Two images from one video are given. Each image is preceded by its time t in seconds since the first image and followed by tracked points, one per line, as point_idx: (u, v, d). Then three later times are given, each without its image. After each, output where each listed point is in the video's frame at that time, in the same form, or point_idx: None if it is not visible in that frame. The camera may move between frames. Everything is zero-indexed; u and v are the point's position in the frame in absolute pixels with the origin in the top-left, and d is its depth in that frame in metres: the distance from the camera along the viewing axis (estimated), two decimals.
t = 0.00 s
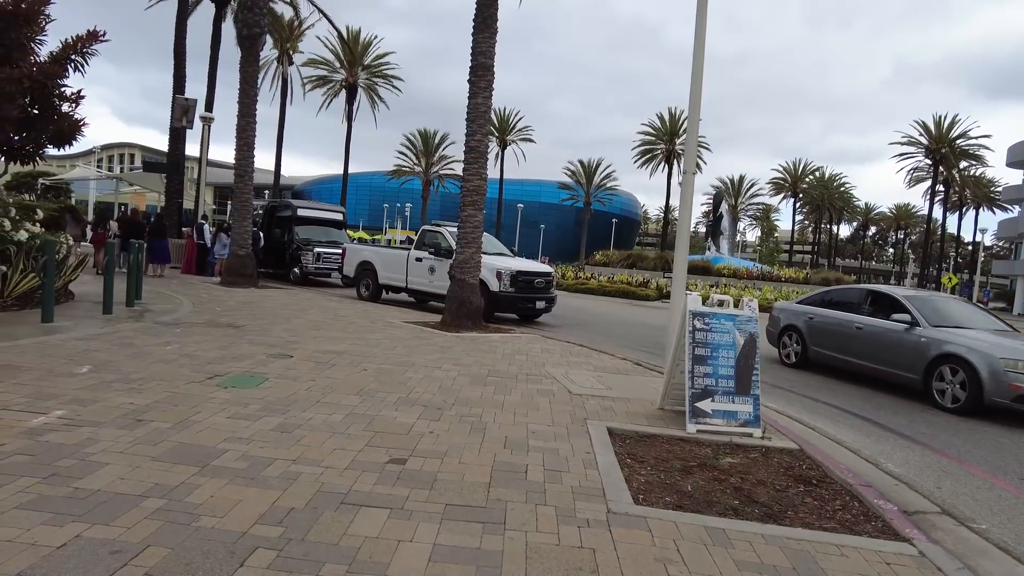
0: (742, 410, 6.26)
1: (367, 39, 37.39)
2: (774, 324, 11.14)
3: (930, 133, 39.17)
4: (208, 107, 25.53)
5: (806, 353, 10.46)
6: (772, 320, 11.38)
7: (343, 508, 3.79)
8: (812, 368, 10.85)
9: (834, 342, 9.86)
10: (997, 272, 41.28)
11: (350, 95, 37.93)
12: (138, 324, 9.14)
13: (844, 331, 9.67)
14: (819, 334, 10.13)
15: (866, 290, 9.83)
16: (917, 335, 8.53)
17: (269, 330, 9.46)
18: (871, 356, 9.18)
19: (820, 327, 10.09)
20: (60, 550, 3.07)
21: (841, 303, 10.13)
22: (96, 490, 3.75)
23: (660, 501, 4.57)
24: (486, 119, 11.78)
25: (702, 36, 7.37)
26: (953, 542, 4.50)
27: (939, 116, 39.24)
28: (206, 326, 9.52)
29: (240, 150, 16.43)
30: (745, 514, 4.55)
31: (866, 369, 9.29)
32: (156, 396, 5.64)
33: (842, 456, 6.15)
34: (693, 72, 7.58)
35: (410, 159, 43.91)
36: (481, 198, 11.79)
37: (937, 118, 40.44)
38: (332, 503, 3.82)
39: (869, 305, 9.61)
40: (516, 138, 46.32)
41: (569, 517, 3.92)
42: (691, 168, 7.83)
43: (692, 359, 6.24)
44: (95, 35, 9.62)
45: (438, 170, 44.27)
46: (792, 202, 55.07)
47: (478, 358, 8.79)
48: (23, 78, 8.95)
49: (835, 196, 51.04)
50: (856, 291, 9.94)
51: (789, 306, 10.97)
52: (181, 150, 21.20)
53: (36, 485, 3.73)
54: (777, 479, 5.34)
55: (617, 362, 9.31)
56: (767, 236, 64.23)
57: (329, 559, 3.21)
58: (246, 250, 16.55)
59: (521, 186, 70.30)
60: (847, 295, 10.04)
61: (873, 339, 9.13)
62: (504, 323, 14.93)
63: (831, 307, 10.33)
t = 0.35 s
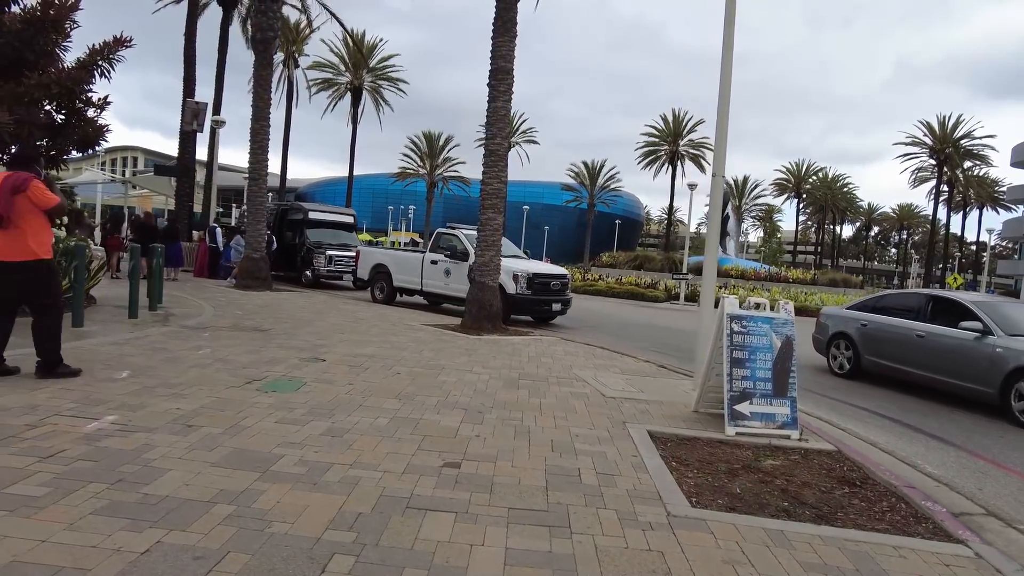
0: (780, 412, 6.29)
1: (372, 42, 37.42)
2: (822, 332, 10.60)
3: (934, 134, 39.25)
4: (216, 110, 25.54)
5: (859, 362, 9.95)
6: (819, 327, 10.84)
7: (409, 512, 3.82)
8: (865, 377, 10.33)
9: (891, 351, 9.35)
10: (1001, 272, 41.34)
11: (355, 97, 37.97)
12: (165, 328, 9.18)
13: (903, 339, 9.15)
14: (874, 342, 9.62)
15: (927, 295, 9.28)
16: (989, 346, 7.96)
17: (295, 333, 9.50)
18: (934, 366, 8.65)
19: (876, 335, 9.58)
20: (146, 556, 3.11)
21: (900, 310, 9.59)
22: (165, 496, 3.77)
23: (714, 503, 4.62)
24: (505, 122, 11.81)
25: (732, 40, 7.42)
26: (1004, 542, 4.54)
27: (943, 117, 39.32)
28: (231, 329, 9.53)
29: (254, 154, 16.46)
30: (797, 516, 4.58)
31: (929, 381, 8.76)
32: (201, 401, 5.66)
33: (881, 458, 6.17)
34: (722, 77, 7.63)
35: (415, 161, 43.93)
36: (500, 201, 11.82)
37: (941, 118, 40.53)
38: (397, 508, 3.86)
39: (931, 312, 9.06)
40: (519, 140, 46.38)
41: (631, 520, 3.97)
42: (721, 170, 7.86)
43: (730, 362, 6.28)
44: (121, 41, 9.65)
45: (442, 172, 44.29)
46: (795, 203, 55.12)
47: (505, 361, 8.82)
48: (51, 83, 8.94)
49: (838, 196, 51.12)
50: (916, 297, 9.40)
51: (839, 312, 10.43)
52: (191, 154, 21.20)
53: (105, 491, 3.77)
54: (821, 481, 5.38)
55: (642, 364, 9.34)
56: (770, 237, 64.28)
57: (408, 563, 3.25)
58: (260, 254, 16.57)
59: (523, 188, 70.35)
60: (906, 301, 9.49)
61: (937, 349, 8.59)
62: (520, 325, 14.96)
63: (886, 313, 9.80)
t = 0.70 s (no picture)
0: (810, 406, 6.34)
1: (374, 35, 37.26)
2: (877, 333, 9.91)
3: (937, 126, 39.25)
4: (220, 104, 25.45)
5: (921, 366, 9.27)
6: (872, 328, 10.15)
7: (464, 508, 3.85)
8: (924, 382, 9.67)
9: (960, 355, 8.66)
10: (1004, 264, 41.43)
11: (358, 91, 37.85)
12: (187, 323, 9.20)
13: (975, 343, 8.46)
14: (940, 346, 8.93)
15: (1000, 294, 8.58)
16: None
17: (316, 328, 9.51)
18: (1014, 374, 7.97)
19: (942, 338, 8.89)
20: (215, 553, 3.13)
21: (969, 309, 8.89)
22: (222, 493, 3.79)
23: (757, 497, 4.67)
24: (521, 116, 11.79)
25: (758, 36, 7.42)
26: None
27: (947, 109, 39.31)
28: (252, 325, 9.54)
29: (263, 148, 16.43)
30: (838, 509, 4.62)
31: (1007, 388, 8.08)
32: (238, 397, 5.67)
33: (911, 451, 6.20)
34: (747, 71, 7.63)
35: (417, 155, 43.89)
36: (516, 196, 11.82)
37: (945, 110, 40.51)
38: (452, 504, 3.88)
39: (1008, 313, 8.36)
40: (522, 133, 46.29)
41: (682, 515, 4.01)
42: (746, 165, 7.89)
43: (761, 357, 6.34)
44: (139, 36, 9.58)
45: (445, 166, 44.22)
46: (797, 195, 55.11)
47: (526, 355, 8.84)
48: (71, 79, 8.96)
49: (840, 188, 51.16)
50: (989, 296, 8.67)
51: (896, 312, 9.73)
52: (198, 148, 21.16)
53: (162, 488, 3.79)
54: (855, 473, 5.42)
55: (662, 359, 9.38)
56: (771, 230, 64.30)
57: (473, 559, 3.27)
58: (270, 249, 16.56)
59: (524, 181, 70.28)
60: (977, 301, 8.80)
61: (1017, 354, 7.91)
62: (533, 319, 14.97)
63: (953, 313, 9.09)
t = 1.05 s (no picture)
0: (850, 399, 6.25)
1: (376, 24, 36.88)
2: (960, 335, 9.11)
3: (943, 114, 39.08)
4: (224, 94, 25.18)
5: (1016, 368, 8.43)
6: (951, 330, 9.34)
7: (525, 508, 3.75)
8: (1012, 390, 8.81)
9: None
10: (1009, 252, 41.41)
11: (360, 80, 37.51)
12: (207, 316, 9.08)
13: None
14: None
15: None
16: None
17: (337, 321, 9.40)
18: None
19: None
20: (282, 559, 3.02)
21: None
22: (276, 495, 3.67)
23: (812, 493, 4.58)
24: (539, 104, 11.62)
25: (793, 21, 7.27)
26: None
27: (953, 97, 39.12)
28: (272, 317, 9.41)
29: (272, 138, 16.24)
30: (896, 504, 4.53)
31: None
32: (273, 393, 5.56)
33: (954, 444, 6.11)
34: (779, 58, 7.49)
35: (420, 144, 43.58)
36: (533, 186, 11.68)
37: (950, 97, 40.32)
38: (512, 503, 3.79)
39: None
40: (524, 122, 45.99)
41: (745, 514, 3.93)
42: (777, 154, 7.78)
43: (801, 349, 6.25)
44: (151, 24, 9.43)
45: (448, 156, 43.95)
46: (800, 184, 54.95)
47: (552, 348, 8.75)
48: (86, 68, 8.88)
49: (843, 177, 51.01)
50: None
51: (981, 311, 8.96)
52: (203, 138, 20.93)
53: (214, 490, 3.69)
54: (904, 467, 5.34)
55: (688, 351, 9.28)
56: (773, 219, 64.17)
57: (546, 562, 3.17)
58: (280, 240, 16.41)
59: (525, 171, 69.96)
60: None
61: None
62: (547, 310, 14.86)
63: None
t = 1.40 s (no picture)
0: (881, 391, 6.22)
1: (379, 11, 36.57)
2: None
3: (950, 102, 38.90)
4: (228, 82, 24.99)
5: None
6: None
7: (576, 503, 3.73)
8: None
9: None
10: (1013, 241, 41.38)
11: (363, 68, 37.25)
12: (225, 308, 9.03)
13: None
14: None
15: None
16: None
17: (355, 312, 9.35)
18: None
19: None
20: (343, 557, 2.99)
21: None
22: (325, 491, 3.64)
23: (854, 486, 4.56)
24: (555, 93, 11.52)
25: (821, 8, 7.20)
26: None
27: (959, 85, 38.94)
28: (290, 309, 9.37)
29: (281, 127, 16.15)
30: (939, 498, 4.51)
31: None
32: (306, 386, 5.52)
33: (985, 437, 6.08)
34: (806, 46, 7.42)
35: (423, 133, 43.34)
36: (549, 175, 11.61)
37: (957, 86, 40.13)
38: (562, 499, 3.76)
39: None
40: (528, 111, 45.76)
41: (795, 508, 3.91)
42: (802, 144, 7.73)
43: (832, 341, 6.22)
44: (167, 12, 9.35)
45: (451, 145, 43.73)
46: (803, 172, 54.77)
47: (573, 339, 8.72)
48: (103, 57, 8.87)
49: (847, 165, 50.84)
50: None
51: None
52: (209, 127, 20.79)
53: (263, 486, 3.65)
54: (940, 460, 5.32)
55: (708, 342, 9.25)
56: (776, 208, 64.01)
57: (607, 559, 3.15)
58: (290, 230, 16.34)
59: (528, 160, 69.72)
60: None
61: None
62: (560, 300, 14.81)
63: None
